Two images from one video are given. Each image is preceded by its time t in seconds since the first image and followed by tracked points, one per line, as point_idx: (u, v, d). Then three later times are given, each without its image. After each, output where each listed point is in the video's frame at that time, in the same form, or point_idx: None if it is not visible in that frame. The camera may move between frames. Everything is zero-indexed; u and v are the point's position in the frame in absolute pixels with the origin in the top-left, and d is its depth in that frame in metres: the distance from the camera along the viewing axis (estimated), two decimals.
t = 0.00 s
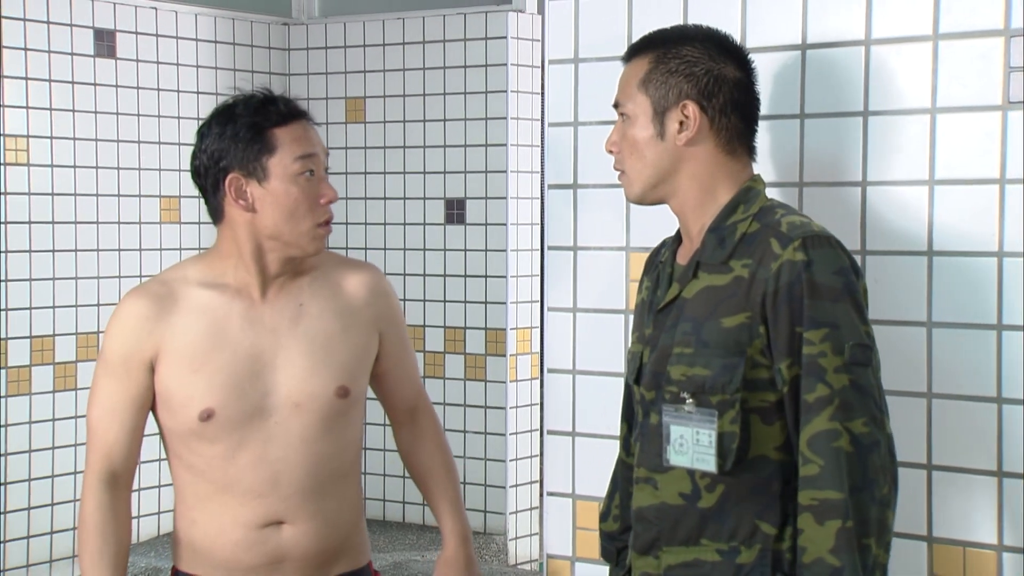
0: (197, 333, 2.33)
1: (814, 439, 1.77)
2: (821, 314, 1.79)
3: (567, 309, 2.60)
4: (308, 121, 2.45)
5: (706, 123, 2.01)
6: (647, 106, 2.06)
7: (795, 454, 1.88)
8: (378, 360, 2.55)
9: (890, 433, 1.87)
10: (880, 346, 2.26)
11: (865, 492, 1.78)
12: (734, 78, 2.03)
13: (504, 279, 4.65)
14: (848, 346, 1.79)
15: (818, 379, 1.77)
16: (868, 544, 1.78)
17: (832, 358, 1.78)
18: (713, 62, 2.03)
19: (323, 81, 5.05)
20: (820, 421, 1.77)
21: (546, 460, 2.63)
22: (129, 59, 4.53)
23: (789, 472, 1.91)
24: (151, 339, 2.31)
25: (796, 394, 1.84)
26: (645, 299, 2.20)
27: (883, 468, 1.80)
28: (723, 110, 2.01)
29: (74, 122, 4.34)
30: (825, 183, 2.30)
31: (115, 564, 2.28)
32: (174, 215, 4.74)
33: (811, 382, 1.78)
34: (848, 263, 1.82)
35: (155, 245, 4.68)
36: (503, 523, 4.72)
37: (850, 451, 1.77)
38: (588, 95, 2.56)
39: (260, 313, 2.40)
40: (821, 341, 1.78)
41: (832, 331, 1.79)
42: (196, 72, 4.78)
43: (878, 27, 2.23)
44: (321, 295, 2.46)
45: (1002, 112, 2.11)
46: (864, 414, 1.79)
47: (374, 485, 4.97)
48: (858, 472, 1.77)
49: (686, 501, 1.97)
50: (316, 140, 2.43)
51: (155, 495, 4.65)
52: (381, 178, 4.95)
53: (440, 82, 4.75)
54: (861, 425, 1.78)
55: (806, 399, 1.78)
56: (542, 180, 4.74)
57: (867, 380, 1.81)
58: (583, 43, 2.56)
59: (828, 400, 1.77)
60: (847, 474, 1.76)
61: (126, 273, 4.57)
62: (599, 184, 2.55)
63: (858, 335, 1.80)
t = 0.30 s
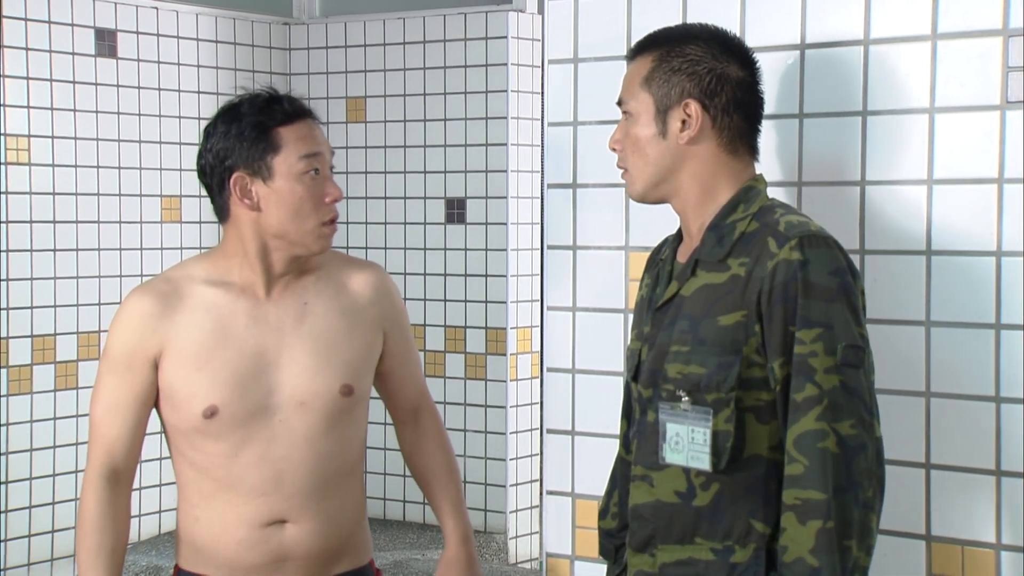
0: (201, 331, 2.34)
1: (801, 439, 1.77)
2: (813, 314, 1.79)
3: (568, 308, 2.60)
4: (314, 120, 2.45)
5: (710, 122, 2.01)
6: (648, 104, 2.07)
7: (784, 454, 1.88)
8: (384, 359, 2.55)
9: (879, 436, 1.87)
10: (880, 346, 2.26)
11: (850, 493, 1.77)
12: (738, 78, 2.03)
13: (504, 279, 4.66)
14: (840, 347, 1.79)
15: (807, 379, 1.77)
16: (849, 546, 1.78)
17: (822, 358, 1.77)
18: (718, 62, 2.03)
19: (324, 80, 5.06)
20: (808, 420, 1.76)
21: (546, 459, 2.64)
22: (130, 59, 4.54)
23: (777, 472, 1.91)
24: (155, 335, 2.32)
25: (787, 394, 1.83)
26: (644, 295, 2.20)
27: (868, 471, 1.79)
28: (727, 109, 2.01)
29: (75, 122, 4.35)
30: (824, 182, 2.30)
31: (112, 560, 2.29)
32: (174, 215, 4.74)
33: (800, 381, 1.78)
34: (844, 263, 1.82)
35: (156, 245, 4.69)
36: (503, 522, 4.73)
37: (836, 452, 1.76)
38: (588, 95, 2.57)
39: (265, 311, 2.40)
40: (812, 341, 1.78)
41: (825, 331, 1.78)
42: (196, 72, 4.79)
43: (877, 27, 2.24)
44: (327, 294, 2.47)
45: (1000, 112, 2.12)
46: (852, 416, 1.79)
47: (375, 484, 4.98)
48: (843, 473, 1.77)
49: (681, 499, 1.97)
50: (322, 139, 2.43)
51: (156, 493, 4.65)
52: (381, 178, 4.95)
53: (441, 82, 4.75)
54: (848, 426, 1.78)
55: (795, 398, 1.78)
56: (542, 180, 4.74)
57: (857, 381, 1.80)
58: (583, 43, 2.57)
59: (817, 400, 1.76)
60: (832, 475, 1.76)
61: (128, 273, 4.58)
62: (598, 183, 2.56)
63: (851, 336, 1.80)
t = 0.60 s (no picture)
0: (200, 329, 2.33)
1: (796, 441, 1.75)
2: (806, 315, 1.76)
3: (568, 307, 2.60)
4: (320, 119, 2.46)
5: (690, 123, 1.99)
6: (639, 106, 2.07)
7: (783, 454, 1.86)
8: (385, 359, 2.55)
9: (877, 436, 1.85)
10: (880, 344, 2.26)
11: (847, 494, 1.75)
12: (719, 78, 1.97)
13: (506, 278, 4.66)
14: (835, 348, 1.76)
15: (802, 380, 1.75)
16: (847, 547, 1.76)
17: (817, 359, 1.75)
18: (701, 63, 1.98)
19: (325, 79, 5.06)
20: (803, 422, 1.74)
21: (547, 458, 2.64)
22: (131, 58, 4.54)
23: (775, 473, 1.90)
24: (160, 331, 2.31)
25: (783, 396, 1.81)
26: (646, 295, 2.21)
27: (866, 472, 1.77)
28: (705, 112, 1.97)
29: (76, 121, 4.35)
30: (826, 181, 2.30)
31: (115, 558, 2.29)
32: (176, 214, 4.75)
33: (794, 383, 1.75)
34: (838, 262, 1.79)
35: (158, 244, 4.69)
36: (504, 520, 4.73)
37: (832, 454, 1.74)
38: (589, 94, 2.57)
39: (269, 309, 2.40)
40: (806, 343, 1.75)
41: (819, 332, 1.76)
42: (198, 71, 4.79)
43: (877, 26, 2.24)
44: (331, 293, 2.47)
45: (1001, 111, 2.12)
46: (848, 417, 1.76)
47: (376, 483, 4.98)
48: (839, 475, 1.74)
49: (682, 500, 1.97)
50: (327, 138, 2.43)
51: (157, 492, 4.66)
52: (382, 177, 4.95)
53: (442, 81, 4.75)
54: (844, 427, 1.75)
55: (790, 400, 1.76)
56: (544, 178, 4.74)
57: (854, 382, 1.77)
58: (584, 42, 2.57)
59: (812, 402, 1.74)
60: (828, 477, 1.73)
61: (129, 272, 4.58)
62: (599, 181, 2.56)
63: (846, 336, 1.77)
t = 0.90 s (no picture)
0: (205, 327, 2.32)
1: (785, 444, 1.74)
2: (795, 317, 1.75)
3: (570, 307, 2.60)
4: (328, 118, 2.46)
5: (690, 124, 1.99)
6: (642, 107, 2.07)
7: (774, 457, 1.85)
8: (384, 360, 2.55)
9: (871, 439, 1.82)
10: (882, 343, 2.26)
11: (835, 497, 1.74)
12: (719, 79, 1.96)
13: (507, 278, 4.66)
14: (824, 350, 1.75)
15: (790, 383, 1.74)
16: (837, 550, 1.75)
17: (805, 361, 1.74)
18: (701, 63, 1.98)
19: (327, 78, 5.06)
20: (791, 424, 1.73)
21: (549, 457, 2.64)
22: (133, 57, 4.54)
23: (765, 475, 1.89)
24: (165, 330, 2.29)
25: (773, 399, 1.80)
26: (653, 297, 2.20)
27: (857, 475, 1.75)
28: (705, 113, 1.97)
29: (78, 120, 4.35)
30: (828, 180, 2.30)
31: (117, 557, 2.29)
32: (177, 213, 4.75)
33: (783, 386, 1.75)
34: (830, 263, 1.78)
35: (159, 243, 4.69)
36: (505, 520, 4.74)
37: (821, 457, 1.73)
38: (591, 93, 2.57)
39: (275, 309, 2.40)
40: (795, 344, 1.74)
41: (808, 334, 1.75)
42: (199, 71, 4.78)
43: (879, 26, 2.23)
44: (334, 293, 2.47)
45: (1003, 111, 2.12)
46: (836, 419, 1.74)
47: (378, 482, 4.99)
48: (828, 478, 1.74)
49: (686, 503, 1.97)
50: (336, 139, 2.44)
51: (158, 492, 4.66)
52: (384, 176, 4.95)
53: (443, 80, 4.75)
54: (832, 430, 1.74)
55: (779, 403, 1.75)
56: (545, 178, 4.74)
57: (845, 385, 1.76)
58: (585, 41, 2.57)
59: (800, 404, 1.73)
60: (817, 480, 1.73)
61: (131, 271, 4.58)
62: (601, 180, 2.56)
63: (836, 338, 1.76)
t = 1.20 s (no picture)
0: (225, 328, 2.26)
1: (776, 444, 1.73)
2: (790, 319, 1.74)
3: (573, 305, 2.59)
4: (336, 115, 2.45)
5: (701, 125, 1.98)
6: (652, 107, 2.07)
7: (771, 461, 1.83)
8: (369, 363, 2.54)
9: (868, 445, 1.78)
10: (887, 343, 2.25)
11: (823, 501, 1.72)
12: (732, 79, 1.95)
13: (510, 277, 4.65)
14: (818, 352, 1.73)
15: (783, 385, 1.73)
16: (822, 556, 1.72)
17: (798, 364, 1.72)
18: (713, 63, 1.96)
19: (329, 76, 5.05)
20: (783, 426, 1.73)
21: (552, 457, 2.63)
22: (135, 55, 4.53)
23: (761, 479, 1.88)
24: (183, 334, 2.21)
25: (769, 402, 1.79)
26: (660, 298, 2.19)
27: (846, 480, 1.72)
28: (717, 114, 1.96)
29: (80, 118, 4.35)
30: (835, 178, 2.28)
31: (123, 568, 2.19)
32: (179, 212, 4.74)
33: (776, 388, 1.74)
34: (829, 265, 1.75)
35: (161, 242, 4.68)
36: (508, 519, 4.74)
37: (809, 460, 1.71)
38: (595, 91, 2.56)
39: (287, 309, 2.37)
40: (789, 347, 1.73)
41: (802, 336, 1.73)
42: (201, 69, 4.77)
43: (885, 24, 2.22)
44: (335, 293, 2.48)
45: (1009, 108, 2.12)
46: (829, 422, 1.72)
47: (380, 481, 4.98)
48: (816, 482, 1.72)
49: (701, 508, 1.95)
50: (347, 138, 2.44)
51: (160, 491, 4.66)
52: (386, 175, 4.95)
53: (446, 78, 4.75)
54: (822, 433, 1.71)
55: (772, 404, 1.75)
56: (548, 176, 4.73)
57: (841, 388, 1.73)
58: (588, 39, 2.56)
59: (792, 405, 1.72)
60: (804, 483, 1.71)
61: (133, 270, 4.58)
62: (604, 178, 2.55)
63: (831, 340, 1.73)
